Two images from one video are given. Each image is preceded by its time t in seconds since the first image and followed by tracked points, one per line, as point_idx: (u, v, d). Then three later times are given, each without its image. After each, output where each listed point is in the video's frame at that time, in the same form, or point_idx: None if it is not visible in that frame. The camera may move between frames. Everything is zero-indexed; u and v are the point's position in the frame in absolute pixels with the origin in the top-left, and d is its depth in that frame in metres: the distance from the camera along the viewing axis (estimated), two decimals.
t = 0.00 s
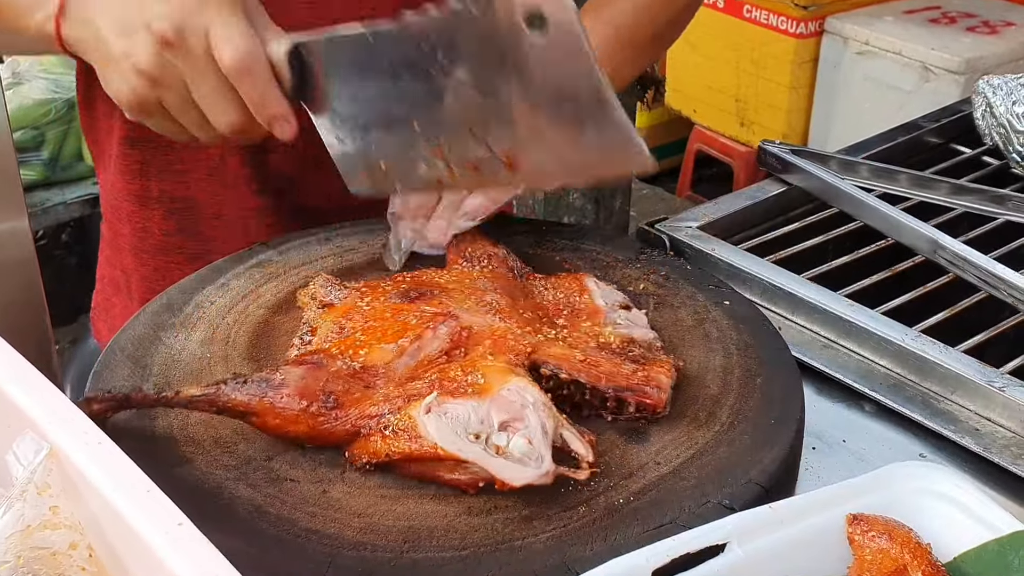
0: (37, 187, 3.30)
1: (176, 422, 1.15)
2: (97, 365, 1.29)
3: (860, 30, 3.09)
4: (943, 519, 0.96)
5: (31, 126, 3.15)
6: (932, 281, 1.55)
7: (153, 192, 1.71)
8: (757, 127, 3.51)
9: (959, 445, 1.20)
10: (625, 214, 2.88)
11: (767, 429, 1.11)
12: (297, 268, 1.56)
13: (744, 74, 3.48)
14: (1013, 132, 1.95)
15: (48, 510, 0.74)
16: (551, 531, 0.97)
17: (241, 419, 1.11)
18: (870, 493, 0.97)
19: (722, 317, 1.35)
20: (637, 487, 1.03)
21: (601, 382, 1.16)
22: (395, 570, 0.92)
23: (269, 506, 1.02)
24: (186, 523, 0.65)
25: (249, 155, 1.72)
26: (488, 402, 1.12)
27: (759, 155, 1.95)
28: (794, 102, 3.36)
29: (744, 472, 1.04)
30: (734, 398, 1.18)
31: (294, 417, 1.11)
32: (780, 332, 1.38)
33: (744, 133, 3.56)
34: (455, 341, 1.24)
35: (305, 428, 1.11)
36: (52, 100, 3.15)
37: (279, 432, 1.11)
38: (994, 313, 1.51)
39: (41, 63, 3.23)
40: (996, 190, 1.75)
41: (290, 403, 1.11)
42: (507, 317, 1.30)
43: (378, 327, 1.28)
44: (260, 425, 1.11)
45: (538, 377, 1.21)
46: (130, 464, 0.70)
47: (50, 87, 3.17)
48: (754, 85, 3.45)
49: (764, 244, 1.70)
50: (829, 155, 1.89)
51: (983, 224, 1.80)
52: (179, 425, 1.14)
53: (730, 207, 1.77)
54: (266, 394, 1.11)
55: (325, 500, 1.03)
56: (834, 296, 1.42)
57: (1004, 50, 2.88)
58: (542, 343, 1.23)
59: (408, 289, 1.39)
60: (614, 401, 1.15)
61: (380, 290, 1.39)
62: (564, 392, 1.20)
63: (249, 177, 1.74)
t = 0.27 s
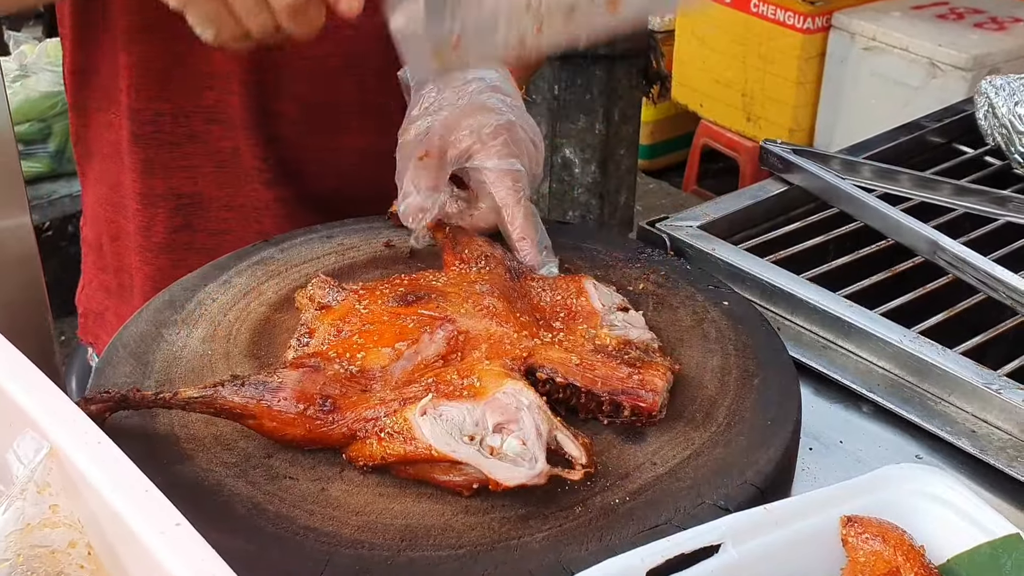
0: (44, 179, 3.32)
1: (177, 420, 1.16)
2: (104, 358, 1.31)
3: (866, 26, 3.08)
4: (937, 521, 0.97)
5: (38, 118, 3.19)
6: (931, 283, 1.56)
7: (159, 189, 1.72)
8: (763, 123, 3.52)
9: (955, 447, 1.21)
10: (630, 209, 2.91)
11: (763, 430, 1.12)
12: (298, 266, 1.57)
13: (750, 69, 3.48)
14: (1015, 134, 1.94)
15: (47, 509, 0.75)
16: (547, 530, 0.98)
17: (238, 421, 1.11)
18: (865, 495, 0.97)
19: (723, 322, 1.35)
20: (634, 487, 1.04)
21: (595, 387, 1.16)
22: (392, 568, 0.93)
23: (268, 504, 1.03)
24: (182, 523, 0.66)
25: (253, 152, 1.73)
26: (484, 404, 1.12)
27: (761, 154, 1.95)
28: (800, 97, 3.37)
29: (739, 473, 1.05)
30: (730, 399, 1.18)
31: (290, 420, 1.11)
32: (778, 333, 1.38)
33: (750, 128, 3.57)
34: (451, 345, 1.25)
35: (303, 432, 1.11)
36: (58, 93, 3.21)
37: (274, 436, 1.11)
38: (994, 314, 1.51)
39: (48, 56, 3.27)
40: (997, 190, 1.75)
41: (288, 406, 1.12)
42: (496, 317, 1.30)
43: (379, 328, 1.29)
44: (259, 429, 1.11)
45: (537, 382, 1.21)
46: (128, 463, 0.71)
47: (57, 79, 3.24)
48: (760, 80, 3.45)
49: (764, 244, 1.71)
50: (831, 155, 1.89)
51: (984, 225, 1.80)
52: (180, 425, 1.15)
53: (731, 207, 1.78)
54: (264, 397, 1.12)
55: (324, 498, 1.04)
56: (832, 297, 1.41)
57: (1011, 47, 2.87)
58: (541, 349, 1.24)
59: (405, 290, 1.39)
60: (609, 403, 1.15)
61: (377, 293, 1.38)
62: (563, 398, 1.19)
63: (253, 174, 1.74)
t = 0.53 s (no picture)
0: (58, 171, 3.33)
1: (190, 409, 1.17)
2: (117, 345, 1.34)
3: (880, 21, 3.07)
4: (942, 514, 0.97)
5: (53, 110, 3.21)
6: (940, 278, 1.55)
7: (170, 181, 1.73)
8: (774, 117, 3.52)
9: (963, 442, 1.21)
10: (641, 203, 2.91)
11: (771, 425, 1.12)
12: (309, 259, 1.58)
13: (762, 62, 3.47)
14: None
15: (60, 497, 0.76)
16: (554, 522, 0.99)
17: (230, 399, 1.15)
18: (871, 488, 0.98)
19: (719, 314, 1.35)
20: (641, 480, 1.04)
21: (589, 384, 1.15)
22: (401, 558, 0.94)
23: (279, 494, 1.04)
24: (196, 510, 0.67)
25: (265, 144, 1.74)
26: (470, 385, 1.16)
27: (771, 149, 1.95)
28: (813, 92, 3.36)
29: (746, 467, 1.05)
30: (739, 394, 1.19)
31: (278, 402, 1.13)
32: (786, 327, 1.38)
33: (761, 122, 3.58)
34: (446, 344, 1.24)
35: (297, 416, 1.13)
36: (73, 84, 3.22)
37: (260, 415, 1.14)
38: (1004, 310, 1.51)
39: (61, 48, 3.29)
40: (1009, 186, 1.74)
41: (275, 386, 1.14)
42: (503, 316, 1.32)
43: (375, 328, 1.28)
44: (249, 406, 1.14)
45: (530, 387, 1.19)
46: (142, 453, 0.72)
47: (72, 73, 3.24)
48: (773, 74, 3.45)
49: (774, 239, 1.71)
50: (842, 151, 1.89)
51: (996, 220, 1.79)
52: (192, 413, 1.16)
53: (741, 202, 1.78)
54: (257, 377, 1.15)
55: (333, 488, 1.05)
56: (842, 291, 1.42)
57: None
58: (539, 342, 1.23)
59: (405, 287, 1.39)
60: (604, 401, 1.14)
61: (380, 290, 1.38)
62: (556, 402, 1.17)
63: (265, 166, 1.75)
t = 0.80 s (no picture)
0: (71, 164, 3.35)
1: (204, 398, 1.19)
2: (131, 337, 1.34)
3: (893, 16, 3.05)
4: (951, 508, 0.97)
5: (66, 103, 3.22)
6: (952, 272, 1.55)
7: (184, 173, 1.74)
8: (788, 113, 3.48)
9: (973, 435, 1.21)
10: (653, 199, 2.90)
11: (781, 417, 1.12)
12: (322, 251, 1.59)
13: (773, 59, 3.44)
14: None
15: (77, 481, 0.76)
16: (564, 512, 0.99)
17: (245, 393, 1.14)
18: (879, 482, 0.98)
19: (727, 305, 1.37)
20: (650, 471, 1.05)
21: (600, 380, 1.15)
22: (412, 545, 0.95)
23: (292, 483, 1.05)
24: (209, 496, 0.68)
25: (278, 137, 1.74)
26: (485, 393, 1.11)
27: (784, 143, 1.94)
28: (826, 87, 3.34)
29: (755, 458, 1.06)
30: (749, 385, 1.19)
31: (295, 395, 1.13)
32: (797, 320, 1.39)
33: (775, 117, 3.51)
34: (460, 332, 1.26)
35: (308, 407, 1.13)
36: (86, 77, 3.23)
37: (280, 410, 1.14)
38: (1016, 305, 1.51)
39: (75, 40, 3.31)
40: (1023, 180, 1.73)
41: (294, 380, 1.14)
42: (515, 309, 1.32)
43: (388, 314, 1.29)
44: (265, 402, 1.13)
45: (541, 376, 1.20)
46: (157, 439, 0.73)
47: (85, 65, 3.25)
48: (786, 68, 3.42)
49: (786, 233, 1.71)
50: (855, 145, 1.88)
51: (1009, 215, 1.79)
52: (206, 404, 1.18)
53: (753, 195, 1.78)
54: (272, 371, 1.14)
55: (345, 477, 1.06)
56: (853, 285, 1.41)
57: None
58: (550, 340, 1.22)
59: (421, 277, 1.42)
60: (614, 398, 1.14)
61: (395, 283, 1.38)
62: (567, 391, 1.18)
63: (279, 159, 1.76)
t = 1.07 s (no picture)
0: (81, 157, 3.36)
1: (205, 388, 1.21)
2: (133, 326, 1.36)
3: (902, 15, 3.04)
4: (946, 504, 0.97)
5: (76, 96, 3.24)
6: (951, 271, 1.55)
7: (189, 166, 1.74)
8: (796, 111, 3.51)
9: (970, 433, 1.21)
10: (659, 195, 2.92)
11: (777, 412, 1.13)
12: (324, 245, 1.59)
13: (784, 56, 3.47)
14: None
15: (75, 470, 0.77)
16: (560, 504, 1.00)
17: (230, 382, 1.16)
18: (874, 477, 0.98)
19: (738, 313, 1.34)
20: (646, 464, 1.05)
21: (579, 386, 1.13)
22: (408, 536, 0.95)
23: (290, 473, 1.06)
24: (204, 484, 0.68)
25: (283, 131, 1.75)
26: (463, 394, 1.11)
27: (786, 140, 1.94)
28: (835, 85, 3.34)
29: (750, 452, 1.06)
30: (745, 380, 1.20)
31: (276, 384, 1.15)
32: (796, 316, 1.39)
33: (783, 116, 3.57)
34: (445, 332, 1.24)
35: (287, 397, 1.15)
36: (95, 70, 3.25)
37: (260, 399, 1.15)
38: (1017, 303, 1.51)
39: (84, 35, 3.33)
40: None
41: (275, 369, 1.15)
42: (549, 310, 1.31)
43: (377, 313, 1.30)
44: (249, 389, 1.15)
45: (525, 381, 1.19)
46: (153, 427, 0.74)
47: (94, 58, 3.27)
48: (795, 67, 3.44)
49: (787, 229, 1.71)
50: (858, 142, 1.88)
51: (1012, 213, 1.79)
52: (207, 396, 1.19)
53: (755, 191, 1.78)
54: (258, 360, 1.16)
55: (344, 468, 1.07)
56: (853, 283, 1.42)
57: None
58: (533, 344, 1.20)
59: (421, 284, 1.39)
60: (593, 405, 1.12)
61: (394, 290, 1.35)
62: (549, 397, 1.17)
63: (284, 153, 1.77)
